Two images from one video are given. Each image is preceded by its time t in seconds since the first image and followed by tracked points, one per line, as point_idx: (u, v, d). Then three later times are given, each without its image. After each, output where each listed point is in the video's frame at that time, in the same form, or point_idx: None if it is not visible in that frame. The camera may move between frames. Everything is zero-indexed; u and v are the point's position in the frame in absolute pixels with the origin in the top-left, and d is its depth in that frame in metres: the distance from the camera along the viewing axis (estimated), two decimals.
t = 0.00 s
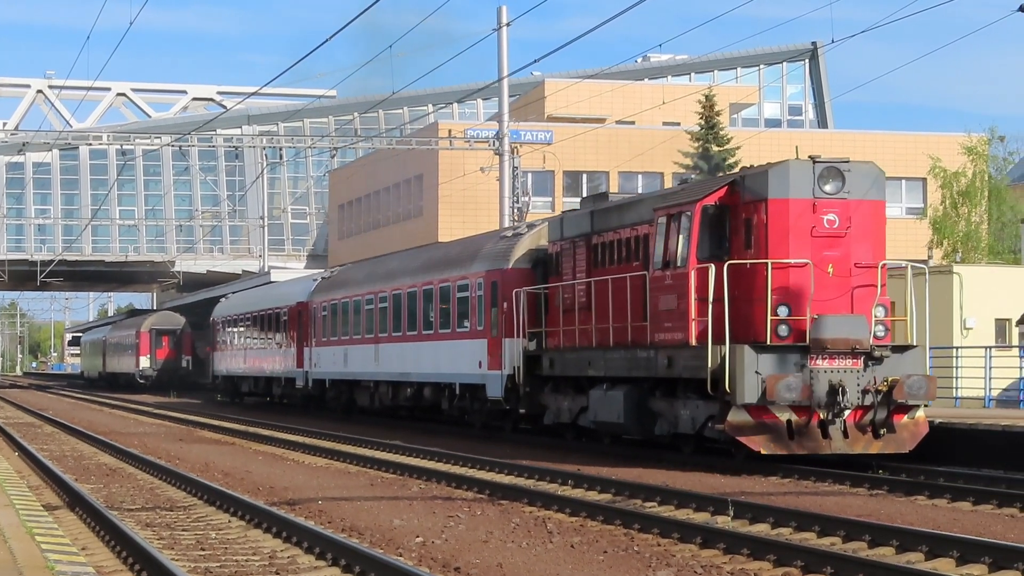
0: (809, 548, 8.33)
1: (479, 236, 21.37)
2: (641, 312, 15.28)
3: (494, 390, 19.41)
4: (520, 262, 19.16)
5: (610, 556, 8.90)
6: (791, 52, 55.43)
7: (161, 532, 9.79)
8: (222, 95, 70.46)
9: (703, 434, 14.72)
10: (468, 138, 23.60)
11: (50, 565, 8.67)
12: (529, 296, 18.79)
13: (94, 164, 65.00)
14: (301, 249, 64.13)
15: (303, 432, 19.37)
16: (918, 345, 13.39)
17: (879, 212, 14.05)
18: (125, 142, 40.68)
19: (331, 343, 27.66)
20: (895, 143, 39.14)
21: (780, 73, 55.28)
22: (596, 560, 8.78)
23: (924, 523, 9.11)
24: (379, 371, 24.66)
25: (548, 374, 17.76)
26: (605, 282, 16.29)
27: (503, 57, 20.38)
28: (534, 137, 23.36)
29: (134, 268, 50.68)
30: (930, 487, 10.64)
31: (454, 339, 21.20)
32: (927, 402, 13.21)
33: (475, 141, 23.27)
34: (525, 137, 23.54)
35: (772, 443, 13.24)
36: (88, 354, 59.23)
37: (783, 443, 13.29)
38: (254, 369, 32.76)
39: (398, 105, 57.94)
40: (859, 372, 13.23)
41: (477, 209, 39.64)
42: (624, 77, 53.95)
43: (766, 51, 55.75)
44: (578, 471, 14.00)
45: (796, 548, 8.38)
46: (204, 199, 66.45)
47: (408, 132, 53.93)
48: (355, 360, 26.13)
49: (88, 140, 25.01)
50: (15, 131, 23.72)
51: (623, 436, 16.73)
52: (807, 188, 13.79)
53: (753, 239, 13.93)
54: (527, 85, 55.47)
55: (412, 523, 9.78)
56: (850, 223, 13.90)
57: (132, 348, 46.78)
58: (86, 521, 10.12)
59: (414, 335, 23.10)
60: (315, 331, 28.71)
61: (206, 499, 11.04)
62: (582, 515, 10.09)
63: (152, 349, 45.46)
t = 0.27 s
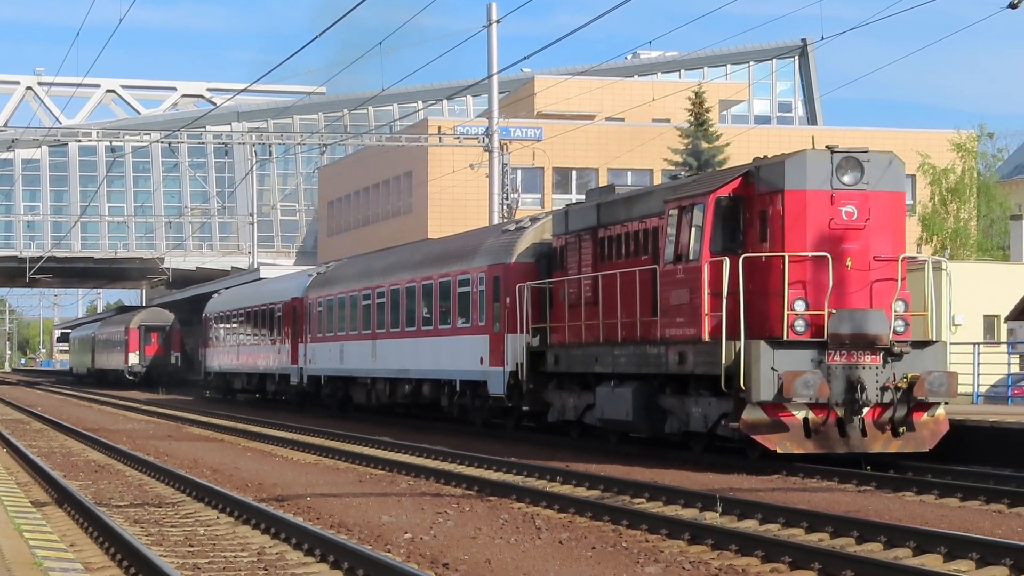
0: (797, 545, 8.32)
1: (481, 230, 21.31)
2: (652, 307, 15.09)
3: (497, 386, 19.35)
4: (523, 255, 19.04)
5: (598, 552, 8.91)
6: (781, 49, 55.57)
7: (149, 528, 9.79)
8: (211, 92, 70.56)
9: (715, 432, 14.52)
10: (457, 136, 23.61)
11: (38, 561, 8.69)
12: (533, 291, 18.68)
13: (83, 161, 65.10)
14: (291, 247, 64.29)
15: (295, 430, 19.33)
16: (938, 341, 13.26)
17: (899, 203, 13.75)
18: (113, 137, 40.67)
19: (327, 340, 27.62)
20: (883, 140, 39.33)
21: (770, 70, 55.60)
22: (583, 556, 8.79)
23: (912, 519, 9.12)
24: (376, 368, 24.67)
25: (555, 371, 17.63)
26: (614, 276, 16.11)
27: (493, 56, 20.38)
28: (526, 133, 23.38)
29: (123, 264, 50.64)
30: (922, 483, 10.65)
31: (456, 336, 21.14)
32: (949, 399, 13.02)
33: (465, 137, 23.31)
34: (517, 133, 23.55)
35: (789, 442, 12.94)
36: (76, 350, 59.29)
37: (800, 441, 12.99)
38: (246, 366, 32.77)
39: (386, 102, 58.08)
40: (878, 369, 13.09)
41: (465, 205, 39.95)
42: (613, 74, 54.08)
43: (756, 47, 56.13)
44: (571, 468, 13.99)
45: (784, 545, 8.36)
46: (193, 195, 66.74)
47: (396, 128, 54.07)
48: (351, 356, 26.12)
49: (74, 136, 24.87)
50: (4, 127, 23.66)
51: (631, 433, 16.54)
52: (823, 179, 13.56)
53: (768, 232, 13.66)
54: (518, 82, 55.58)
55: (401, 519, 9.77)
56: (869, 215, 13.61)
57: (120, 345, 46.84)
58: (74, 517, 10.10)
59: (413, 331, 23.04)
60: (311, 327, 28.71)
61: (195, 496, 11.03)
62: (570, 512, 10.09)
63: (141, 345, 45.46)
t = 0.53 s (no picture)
0: (764, 532, 8.53)
1: (467, 220, 21.50)
2: (646, 296, 15.10)
3: (488, 377, 19.44)
4: (513, 244, 19.14)
5: (571, 538, 9.11)
6: (746, 46, 56.31)
7: (132, 515, 9.97)
8: (189, 87, 70.85)
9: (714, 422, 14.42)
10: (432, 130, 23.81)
11: (22, 549, 8.89)
12: (523, 281, 18.71)
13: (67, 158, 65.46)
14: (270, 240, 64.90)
15: (279, 420, 19.52)
16: (942, 330, 13.15)
17: (902, 190, 13.62)
18: (96, 134, 41.10)
19: (312, 330, 27.80)
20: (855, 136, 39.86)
21: (737, 67, 56.31)
22: (555, 542, 8.99)
23: (878, 506, 9.32)
24: (362, 357, 24.83)
25: (547, 361, 17.70)
26: (607, 264, 16.15)
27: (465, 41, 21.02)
28: (498, 129, 23.64)
29: (105, 257, 50.61)
30: (892, 474, 10.87)
31: (444, 326, 21.32)
32: (953, 390, 12.90)
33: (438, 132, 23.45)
34: (489, 129, 23.66)
35: (791, 434, 12.70)
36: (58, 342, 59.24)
37: (803, 433, 12.79)
38: (229, 356, 33.00)
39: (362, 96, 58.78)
40: (881, 359, 13.03)
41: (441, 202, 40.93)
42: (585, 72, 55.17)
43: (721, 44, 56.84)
44: (550, 457, 14.15)
45: (752, 531, 8.57)
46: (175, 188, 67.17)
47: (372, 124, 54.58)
48: (337, 346, 26.30)
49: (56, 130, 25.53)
50: None
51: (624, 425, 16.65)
52: (827, 165, 13.38)
53: (770, 219, 13.45)
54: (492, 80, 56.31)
55: (378, 507, 9.97)
56: (872, 202, 13.49)
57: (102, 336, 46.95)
58: (58, 505, 10.27)
59: (399, 321, 23.24)
60: (295, 317, 28.89)
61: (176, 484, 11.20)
62: (544, 499, 10.29)
63: (122, 336, 45.62)
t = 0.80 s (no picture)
0: (724, 503, 9.87)
1: (473, 224, 22.75)
2: (641, 294, 16.27)
3: (490, 367, 20.66)
4: (515, 246, 20.38)
5: (549, 508, 10.36)
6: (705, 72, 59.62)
7: (160, 488, 11.22)
8: (215, 109, 72.36)
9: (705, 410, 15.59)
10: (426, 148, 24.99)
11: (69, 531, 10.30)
12: (525, 281, 19.92)
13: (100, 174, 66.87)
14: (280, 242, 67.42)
15: (294, 407, 20.80)
16: (918, 324, 14.26)
17: (879, 195, 14.73)
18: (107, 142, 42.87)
19: (327, 325, 29.10)
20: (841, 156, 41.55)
21: (696, 92, 59.55)
22: (535, 511, 10.25)
23: (821, 480, 10.59)
24: (374, 350, 26.10)
25: (546, 352, 18.96)
26: (604, 265, 17.35)
27: (454, 57, 23.27)
28: (485, 147, 24.72)
29: (136, 260, 52.31)
30: (844, 456, 12.13)
31: (451, 320, 22.52)
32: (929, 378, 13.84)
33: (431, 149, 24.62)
34: (477, 146, 24.69)
35: (778, 419, 13.83)
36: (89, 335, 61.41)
37: (789, 419, 13.84)
38: (252, 347, 34.45)
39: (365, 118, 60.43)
40: (861, 350, 14.14)
41: (431, 211, 44.48)
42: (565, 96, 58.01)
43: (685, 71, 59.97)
44: (540, 437, 15.40)
45: (711, 503, 9.97)
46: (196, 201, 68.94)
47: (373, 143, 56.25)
48: (350, 339, 27.58)
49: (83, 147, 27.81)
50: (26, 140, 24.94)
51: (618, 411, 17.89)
52: (811, 172, 14.41)
53: (757, 221, 14.49)
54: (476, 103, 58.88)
55: (377, 480, 11.22)
56: (851, 206, 14.57)
57: (133, 330, 48.59)
58: (95, 479, 11.53)
59: (407, 316, 24.51)
60: (312, 312, 30.16)
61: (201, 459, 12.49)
62: (525, 474, 11.54)
63: (152, 330, 46.94)
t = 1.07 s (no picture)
0: (700, 494, 11.09)
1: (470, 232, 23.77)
2: (629, 297, 17.20)
3: (484, 366, 21.69)
4: (508, 254, 21.34)
5: (524, 495, 11.59)
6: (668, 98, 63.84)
7: (170, 476, 12.25)
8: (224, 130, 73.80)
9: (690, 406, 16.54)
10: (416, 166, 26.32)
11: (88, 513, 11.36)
12: (518, 286, 20.94)
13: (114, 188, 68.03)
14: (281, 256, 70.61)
15: (299, 404, 21.86)
16: (892, 326, 15.03)
17: (857, 204, 15.61)
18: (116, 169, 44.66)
19: (330, 327, 30.19)
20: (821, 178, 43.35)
21: (661, 116, 63.55)
22: (509, 497, 11.45)
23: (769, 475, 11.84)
24: (374, 351, 27.15)
25: (540, 352, 19.88)
26: (593, 271, 18.31)
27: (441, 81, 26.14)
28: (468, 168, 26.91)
29: (152, 268, 53.89)
30: (811, 457, 13.18)
31: (448, 323, 23.50)
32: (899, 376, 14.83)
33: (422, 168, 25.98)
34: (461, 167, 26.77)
35: (760, 415, 14.56)
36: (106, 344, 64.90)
37: (770, 414, 14.60)
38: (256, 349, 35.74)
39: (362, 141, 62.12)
40: (838, 351, 14.86)
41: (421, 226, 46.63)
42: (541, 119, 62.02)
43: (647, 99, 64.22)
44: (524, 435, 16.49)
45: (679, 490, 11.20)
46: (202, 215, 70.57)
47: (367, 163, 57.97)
48: (351, 340, 28.66)
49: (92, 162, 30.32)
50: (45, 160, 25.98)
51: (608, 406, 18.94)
52: (793, 183, 15.27)
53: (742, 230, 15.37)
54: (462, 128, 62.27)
55: (368, 468, 12.40)
56: (831, 215, 15.45)
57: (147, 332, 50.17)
58: (110, 467, 12.58)
59: (406, 318, 25.56)
60: (317, 316, 31.07)
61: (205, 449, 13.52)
62: (502, 463, 13.28)
63: (165, 333, 48.35)
